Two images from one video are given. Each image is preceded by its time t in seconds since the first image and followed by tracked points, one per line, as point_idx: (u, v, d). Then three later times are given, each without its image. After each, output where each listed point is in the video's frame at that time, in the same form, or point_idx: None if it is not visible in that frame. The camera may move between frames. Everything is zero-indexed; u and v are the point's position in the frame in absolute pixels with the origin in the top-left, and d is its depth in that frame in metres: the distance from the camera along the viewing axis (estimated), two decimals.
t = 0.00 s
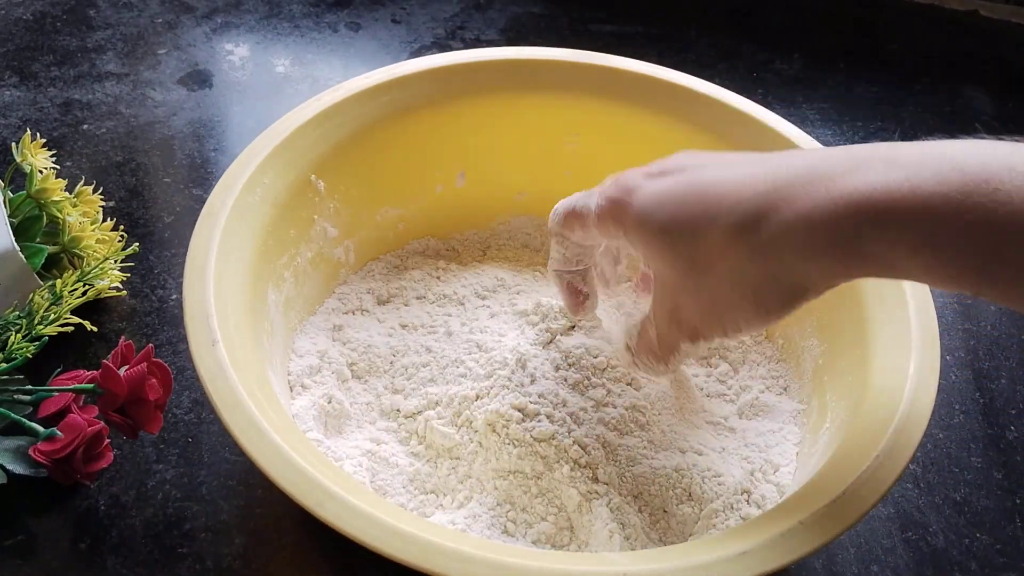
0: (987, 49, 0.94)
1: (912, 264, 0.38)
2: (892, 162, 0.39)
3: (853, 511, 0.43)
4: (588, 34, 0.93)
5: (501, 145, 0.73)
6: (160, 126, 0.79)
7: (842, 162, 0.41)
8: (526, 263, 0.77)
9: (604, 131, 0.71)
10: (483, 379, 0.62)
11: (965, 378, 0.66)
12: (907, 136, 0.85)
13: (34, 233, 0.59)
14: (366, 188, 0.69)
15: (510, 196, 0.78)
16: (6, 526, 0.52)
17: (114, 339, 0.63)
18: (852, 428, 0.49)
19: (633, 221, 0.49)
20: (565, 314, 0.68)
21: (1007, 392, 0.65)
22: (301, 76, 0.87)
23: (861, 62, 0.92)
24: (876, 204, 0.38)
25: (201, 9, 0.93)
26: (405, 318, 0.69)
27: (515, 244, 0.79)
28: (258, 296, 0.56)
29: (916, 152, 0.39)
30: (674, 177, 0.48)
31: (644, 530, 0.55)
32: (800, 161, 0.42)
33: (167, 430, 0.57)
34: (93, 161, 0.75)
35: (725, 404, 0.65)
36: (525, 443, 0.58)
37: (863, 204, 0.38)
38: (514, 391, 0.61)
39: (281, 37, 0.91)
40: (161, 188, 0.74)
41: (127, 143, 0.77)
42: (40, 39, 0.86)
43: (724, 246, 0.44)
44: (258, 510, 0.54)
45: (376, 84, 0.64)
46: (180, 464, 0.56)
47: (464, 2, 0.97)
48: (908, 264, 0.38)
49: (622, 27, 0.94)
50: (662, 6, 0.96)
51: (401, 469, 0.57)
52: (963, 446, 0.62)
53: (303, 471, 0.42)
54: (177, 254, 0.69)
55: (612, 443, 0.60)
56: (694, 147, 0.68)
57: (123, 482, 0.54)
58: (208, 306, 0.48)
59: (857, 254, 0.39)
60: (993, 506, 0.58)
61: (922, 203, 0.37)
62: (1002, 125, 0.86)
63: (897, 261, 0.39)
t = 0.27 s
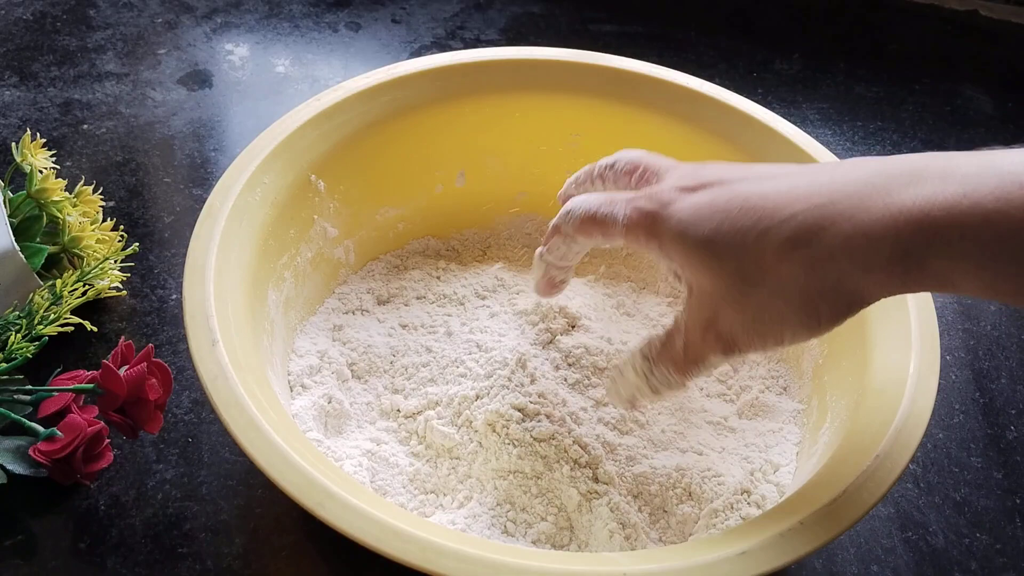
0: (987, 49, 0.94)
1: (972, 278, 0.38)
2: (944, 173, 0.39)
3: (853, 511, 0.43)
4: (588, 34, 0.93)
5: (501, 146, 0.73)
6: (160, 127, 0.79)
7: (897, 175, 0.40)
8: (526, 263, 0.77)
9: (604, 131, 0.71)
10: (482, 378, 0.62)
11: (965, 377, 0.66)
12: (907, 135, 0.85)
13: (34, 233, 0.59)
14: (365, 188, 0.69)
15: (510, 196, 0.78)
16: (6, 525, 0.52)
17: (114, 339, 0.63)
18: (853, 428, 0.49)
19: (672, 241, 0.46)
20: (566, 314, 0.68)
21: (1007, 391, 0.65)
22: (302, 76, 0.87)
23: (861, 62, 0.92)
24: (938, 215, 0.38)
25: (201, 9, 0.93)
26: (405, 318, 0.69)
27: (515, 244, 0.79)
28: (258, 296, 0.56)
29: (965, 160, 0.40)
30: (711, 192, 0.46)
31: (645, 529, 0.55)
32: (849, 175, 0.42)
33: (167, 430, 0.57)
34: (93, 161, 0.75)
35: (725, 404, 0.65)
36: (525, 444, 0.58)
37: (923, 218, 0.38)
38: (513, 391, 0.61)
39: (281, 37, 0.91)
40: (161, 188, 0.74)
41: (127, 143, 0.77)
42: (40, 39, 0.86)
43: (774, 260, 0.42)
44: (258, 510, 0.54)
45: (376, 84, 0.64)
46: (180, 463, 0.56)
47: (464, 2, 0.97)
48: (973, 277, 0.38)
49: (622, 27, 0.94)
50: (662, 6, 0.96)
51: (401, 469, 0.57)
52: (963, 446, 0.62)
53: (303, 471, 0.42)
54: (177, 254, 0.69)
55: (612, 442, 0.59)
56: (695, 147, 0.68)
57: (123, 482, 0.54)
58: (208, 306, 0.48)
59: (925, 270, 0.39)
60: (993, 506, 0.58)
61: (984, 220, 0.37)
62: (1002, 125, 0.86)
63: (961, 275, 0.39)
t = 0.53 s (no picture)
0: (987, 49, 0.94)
1: None
2: None
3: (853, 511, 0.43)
4: (588, 34, 0.93)
5: (501, 146, 0.73)
6: (160, 126, 0.79)
7: None
8: (525, 263, 0.78)
9: (604, 131, 0.71)
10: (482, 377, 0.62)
11: (965, 377, 0.66)
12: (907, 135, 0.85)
13: (34, 233, 0.59)
14: (365, 187, 0.69)
15: (509, 197, 0.78)
16: (7, 525, 0.52)
17: (114, 339, 0.63)
18: (854, 428, 0.49)
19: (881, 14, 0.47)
20: (566, 314, 0.68)
21: (1007, 391, 0.65)
22: (302, 76, 0.87)
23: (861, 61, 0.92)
24: None
25: (201, 9, 0.93)
26: (404, 318, 0.69)
27: (514, 244, 0.79)
28: (258, 296, 0.56)
29: None
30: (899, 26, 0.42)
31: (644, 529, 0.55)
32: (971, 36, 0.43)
33: (167, 430, 0.57)
34: (93, 161, 0.75)
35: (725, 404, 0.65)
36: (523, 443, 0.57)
37: None
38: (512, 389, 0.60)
39: (281, 37, 0.91)
40: (161, 188, 0.74)
41: (127, 143, 0.77)
42: (40, 39, 0.86)
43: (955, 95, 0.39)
44: (258, 510, 0.54)
45: (376, 84, 0.64)
46: (180, 463, 0.56)
47: (463, 2, 0.97)
48: None
49: (622, 27, 0.94)
50: (662, 6, 0.96)
51: (401, 469, 0.57)
52: (963, 446, 0.62)
53: (303, 471, 0.42)
54: (177, 254, 0.69)
55: (612, 442, 0.59)
56: (695, 147, 0.69)
57: (123, 482, 0.54)
58: (208, 306, 0.48)
59: None
60: (993, 506, 0.58)
61: None
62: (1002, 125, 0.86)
63: None
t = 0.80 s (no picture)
0: (986, 49, 0.94)
1: None
2: None
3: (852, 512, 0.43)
4: (588, 34, 0.93)
5: (501, 146, 0.73)
6: (160, 126, 0.79)
7: None
8: (525, 263, 0.77)
9: (604, 131, 0.71)
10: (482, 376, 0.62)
11: (966, 377, 0.66)
12: (907, 135, 0.85)
13: (34, 233, 0.59)
14: (365, 187, 0.69)
15: (509, 197, 0.78)
16: (7, 525, 0.52)
17: (114, 339, 0.63)
18: (854, 428, 0.49)
19: None
20: (566, 314, 0.68)
21: (1007, 391, 0.65)
22: (302, 76, 0.87)
23: (861, 62, 0.92)
24: None
25: (201, 9, 0.93)
26: (405, 318, 0.69)
27: (514, 243, 0.79)
28: (257, 295, 0.56)
29: None
30: None
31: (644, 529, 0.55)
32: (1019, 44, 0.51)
33: (167, 430, 0.57)
34: (93, 161, 0.75)
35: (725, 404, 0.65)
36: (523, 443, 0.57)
37: None
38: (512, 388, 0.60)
39: (281, 37, 0.91)
40: (161, 188, 0.74)
41: (127, 143, 0.77)
42: (40, 39, 0.86)
43: None
44: (258, 510, 0.54)
45: (376, 84, 0.64)
46: (180, 464, 0.56)
47: (463, 2, 0.97)
48: None
49: (622, 27, 0.94)
50: (661, 6, 0.96)
51: (401, 469, 0.57)
52: (963, 446, 0.62)
53: (303, 471, 0.42)
54: (177, 254, 0.69)
55: (612, 442, 0.59)
56: (695, 147, 0.69)
57: (123, 482, 0.54)
58: (208, 307, 0.48)
59: None
60: (993, 506, 0.58)
61: None
62: (1002, 125, 0.87)
63: None
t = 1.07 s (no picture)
0: (986, 49, 0.94)
1: None
2: None
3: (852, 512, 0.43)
4: (588, 34, 0.93)
5: (501, 146, 0.73)
6: (160, 126, 0.79)
7: None
8: (525, 263, 0.77)
9: (604, 131, 0.71)
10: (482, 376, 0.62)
11: (966, 377, 0.66)
12: (907, 135, 0.85)
13: (34, 233, 0.59)
14: (365, 187, 0.69)
15: (509, 197, 0.78)
16: (7, 525, 0.52)
17: (114, 339, 0.63)
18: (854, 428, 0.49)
19: None
20: (566, 314, 0.68)
21: (1007, 392, 0.65)
22: (302, 76, 0.87)
23: (861, 62, 0.92)
24: None
25: (201, 9, 0.93)
26: (405, 318, 0.69)
27: (514, 244, 0.79)
28: (258, 295, 0.56)
29: None
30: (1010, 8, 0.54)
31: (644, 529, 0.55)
32: None
33: (167, 430, 0.57)
34: (93, 161, 0.75)
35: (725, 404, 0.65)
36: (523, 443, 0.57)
37: None
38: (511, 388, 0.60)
39: (281, 37, 0.91)
40: (161, 188, 0.74)
41: (127, 143, 0.77)
42: (40, 39, 0.86)
43: None
44: (258, 510, 0.54)
45: (376, 84, 0.64)
46: (180, 464, 0.56)
47: (463, 2, 0.97)
48: None
49: (622, 27, 0.94)
50: (661, 6, 0.96)
51: (400, 469, 0.57)
52: (963, 446, 0.62)
53: (304, 471, 0.42)
54: (177, 254, 0.69)
55: (612, 442, 0.59)
56: (695, 147, 0.69)
57: (123, 482, 0.54)
58: (207, 307, 0.48)
59: None
60: (993, 506, 0.58)
61: None
62: (1002, 125, 0.87)
63: None
